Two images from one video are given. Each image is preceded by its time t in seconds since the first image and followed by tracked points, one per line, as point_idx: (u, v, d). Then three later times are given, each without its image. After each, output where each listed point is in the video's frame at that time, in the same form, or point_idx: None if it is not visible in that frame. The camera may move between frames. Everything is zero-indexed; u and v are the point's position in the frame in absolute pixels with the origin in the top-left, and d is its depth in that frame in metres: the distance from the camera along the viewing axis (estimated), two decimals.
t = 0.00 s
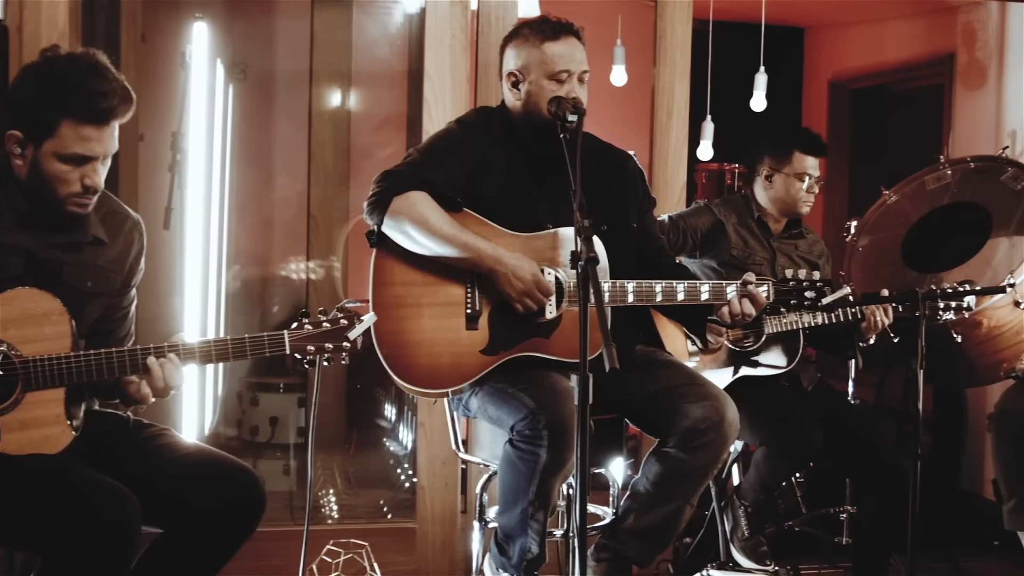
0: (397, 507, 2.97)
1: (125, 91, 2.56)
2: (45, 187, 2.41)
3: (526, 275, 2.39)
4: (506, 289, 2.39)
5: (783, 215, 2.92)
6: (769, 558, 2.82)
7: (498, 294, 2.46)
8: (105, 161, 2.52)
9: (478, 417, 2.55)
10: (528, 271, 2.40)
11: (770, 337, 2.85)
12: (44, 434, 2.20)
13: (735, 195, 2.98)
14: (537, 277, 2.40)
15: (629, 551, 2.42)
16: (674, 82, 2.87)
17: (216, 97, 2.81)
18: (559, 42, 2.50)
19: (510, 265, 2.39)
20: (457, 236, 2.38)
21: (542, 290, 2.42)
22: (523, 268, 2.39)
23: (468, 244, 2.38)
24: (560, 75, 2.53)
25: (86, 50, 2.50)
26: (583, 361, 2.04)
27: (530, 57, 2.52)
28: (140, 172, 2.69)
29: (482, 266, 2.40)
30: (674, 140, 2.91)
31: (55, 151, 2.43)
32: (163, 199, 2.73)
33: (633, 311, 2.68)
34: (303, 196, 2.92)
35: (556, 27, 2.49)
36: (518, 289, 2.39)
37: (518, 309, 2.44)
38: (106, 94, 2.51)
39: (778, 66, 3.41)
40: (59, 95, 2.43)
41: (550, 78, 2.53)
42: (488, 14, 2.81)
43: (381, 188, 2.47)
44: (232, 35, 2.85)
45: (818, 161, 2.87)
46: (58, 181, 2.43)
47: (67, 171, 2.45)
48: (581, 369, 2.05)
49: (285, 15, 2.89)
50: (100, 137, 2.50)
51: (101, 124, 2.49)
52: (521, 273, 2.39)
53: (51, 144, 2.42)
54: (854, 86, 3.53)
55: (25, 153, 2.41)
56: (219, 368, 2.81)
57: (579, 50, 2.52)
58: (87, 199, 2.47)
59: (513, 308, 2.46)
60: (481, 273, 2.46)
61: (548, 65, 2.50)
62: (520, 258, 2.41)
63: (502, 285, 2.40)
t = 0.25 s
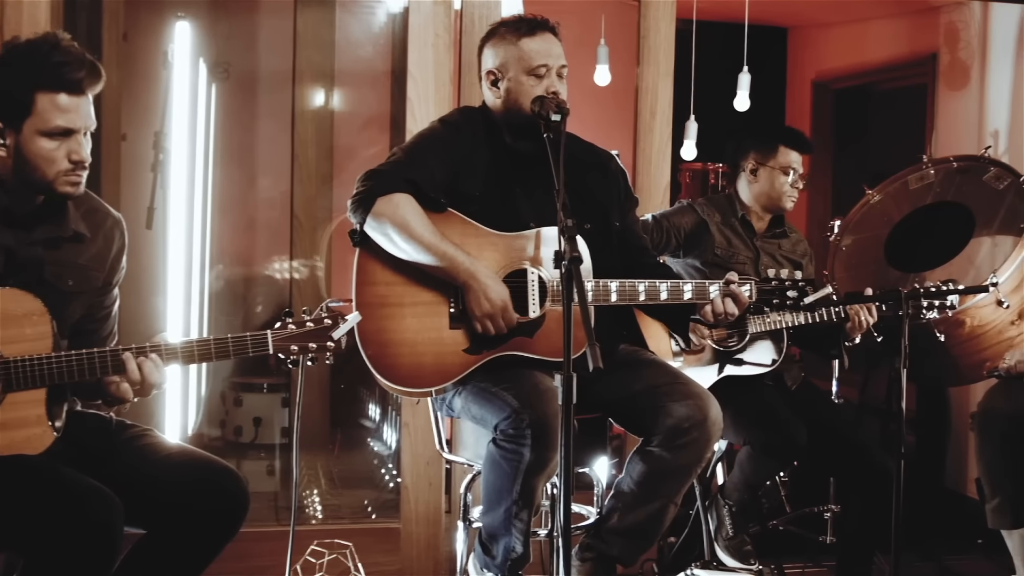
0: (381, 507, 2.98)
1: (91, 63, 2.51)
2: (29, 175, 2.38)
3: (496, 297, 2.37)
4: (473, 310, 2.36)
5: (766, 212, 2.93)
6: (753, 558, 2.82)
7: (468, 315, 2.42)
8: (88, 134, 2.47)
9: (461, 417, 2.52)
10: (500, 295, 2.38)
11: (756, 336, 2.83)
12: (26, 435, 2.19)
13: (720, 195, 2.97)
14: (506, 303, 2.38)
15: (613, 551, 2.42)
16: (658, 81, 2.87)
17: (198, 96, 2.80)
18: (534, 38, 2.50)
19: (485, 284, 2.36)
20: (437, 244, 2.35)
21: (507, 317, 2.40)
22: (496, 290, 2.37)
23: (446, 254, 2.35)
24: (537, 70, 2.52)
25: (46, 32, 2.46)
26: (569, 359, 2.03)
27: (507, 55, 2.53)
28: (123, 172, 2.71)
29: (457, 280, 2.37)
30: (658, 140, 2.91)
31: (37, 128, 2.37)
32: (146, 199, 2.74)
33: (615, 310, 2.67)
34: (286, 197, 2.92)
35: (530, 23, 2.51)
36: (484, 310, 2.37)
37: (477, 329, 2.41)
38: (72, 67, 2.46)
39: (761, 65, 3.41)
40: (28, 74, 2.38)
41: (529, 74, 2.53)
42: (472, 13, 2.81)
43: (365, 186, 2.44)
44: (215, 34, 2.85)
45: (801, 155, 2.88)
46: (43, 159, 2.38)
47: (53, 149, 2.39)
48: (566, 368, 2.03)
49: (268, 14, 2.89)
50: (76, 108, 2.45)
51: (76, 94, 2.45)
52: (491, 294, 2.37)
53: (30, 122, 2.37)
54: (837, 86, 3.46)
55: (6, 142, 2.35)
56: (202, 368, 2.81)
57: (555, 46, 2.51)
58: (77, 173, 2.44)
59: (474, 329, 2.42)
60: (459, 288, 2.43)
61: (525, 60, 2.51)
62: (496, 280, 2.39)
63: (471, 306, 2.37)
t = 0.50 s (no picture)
0: (368, 508, 2.97)
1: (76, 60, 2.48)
2: (17, 174, 2.37)
3: (494, 268, 2.35)
4: (475, 285, 2.34)
5: (753, 214, 2.92)
6: (741, 557, 2.82)
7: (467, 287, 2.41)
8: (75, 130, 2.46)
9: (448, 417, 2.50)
10: (497, 264, 2.36)
11: (741, 335, 2.84)
12: (9, 435, 2.16)
13: (705, 194, 2.98)
14: (506, 271, 2.36)
15: (601, 551, 2.40)
16: (645, 82, 2.87)
17: (184, 96, 2.80)
18: (526, 44, 2.46)
19: (480, 259, 2.34)
20: (426, 232, 2.33)
21: (513, 284, 2.36)
22: (493, 262, 2.36)
23: (437, 240, 2.33)
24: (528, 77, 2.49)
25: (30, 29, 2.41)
26: (554, 358, 2.04)
27: (497, 59, 2.49)
28: (108, 172, 2.70)
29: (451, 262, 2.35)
30: (645, 139, 2.91)
31: (23, 125, 2.36)
32: (131, 199, 2.74)
33: (601, 310, 2.64)
34: (272, 196, 2.91)
35: (523, 29, 2.46)
36: (487, 283, 2.34)
37: (487, 304, 2.39)
38: (56, 64, 2.42)
39: (747, 66, 3.46)
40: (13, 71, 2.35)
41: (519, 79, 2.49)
42: (459, 13, 2.80)
43: (349, 186, 2.43)
44: (201, 34, 2.85)
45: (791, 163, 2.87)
46: (29, 157, 2.36)
47: (40, 145, 2.39)
48: (552, 368, 2.03)
49: (255, 14, 2.89)
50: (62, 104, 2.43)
51: (62, 91, 2.43)
52: (489, 268, 2.34)
53: (17, 118, 2.35)
54: (824, 85, 3.51)
55: None
56: (188, 368, 2.79)
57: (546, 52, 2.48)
58: (64, 170, 2.44)
59: (483, 304, 2.41)
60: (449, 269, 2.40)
61: (515, 66, 2.47)
62: (489, 252, 2.37)
63: (471, 282, 2.34)
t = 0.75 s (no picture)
0: (356, 508, 2.97)
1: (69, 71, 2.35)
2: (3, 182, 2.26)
3: (470, 297, 2.28)
4: (446, 308, 2.28)
5: (741, 215, 2.92)
6: (728, 557, 2.83)
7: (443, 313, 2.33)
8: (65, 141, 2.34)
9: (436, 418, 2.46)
10: (474, 294, 2.29)
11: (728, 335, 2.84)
12: None
13: (694, 194, 2.99)
14: (480, 303, 2.29)
15: (588, 551, 2.37)
16: (631, 81, 2.87)
17: (170, 96, 2.80)
18: (523, 47, 2.40)
19: (459, 283, 2.27)
20: (409, 244, 2.27)
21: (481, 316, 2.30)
22: (471, 290, 2.28)
23: (420, 253, 2.27)
24: (525, 80, 2.42)
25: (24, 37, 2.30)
26: (541, 359, 1.99)
27: (494, 62, 2.43)
28: (94, 171, 2.69)
29: (431, 279, 2.28)
30: (632, 138, 2.92)
31: (14, 136, 2.24)
32: (117, 199, 2.73)
33: (588, 311, 2.64)
34: (259, 196, 2.91)
35: (520, 31, 2.41)
36: (458, 309, 2.28)
37: (453, 328, 2.33)
38: (51, 76, 2.31)
39: (736, 62, 3.42)
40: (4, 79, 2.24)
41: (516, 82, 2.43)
42: (446, 12, 2.80)
43: (337, 187, 2.36)
44: (187, 33, 2.84)
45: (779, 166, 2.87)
46: (19, 168, 2.26)
47: (29, 157, 2.27)
48: (540, 367, 1.99)
49: (241, 14, 2.88)
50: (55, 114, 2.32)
51: (54, 102, 2.31)
52: (465, 294, 2.28)
53: (8, 128, 2.23)
54: (812, 85, 3.50)
55: None
56: (175, 368, 2.80)
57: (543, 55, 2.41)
58: (51, 182, 2.32)
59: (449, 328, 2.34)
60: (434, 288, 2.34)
61: (513, 70, 2.40)
62: (469, 278, 2.30)
63: (444, 304, 2.29)
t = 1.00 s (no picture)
0: (346, 508, 2.98)
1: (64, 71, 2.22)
2: None
3: (475, 273, 2.26)
4: (453, 289, 2.26)
5: (728, 212, 2.93)
6: (718, 557, 2.85)
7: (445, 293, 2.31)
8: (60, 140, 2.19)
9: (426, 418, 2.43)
10: (476, 269, 2.26)
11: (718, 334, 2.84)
12: None
13: (683, 194, 2.99)
14: (486, 276, 2.27)
15: (579, 551, 2.35)
16: (622, 81, 2.87)
17: (159, 95, 2.80)
18: (509, 40, 2.37)
19: (459, 263, 2.25)
20: (405, 232, 2.23)
21: (490, 289, 2.28)
22: (472, 266, 2.26)
23: (417, 241, 2.24)
24: (513, 73, 2.39)
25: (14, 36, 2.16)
26: (531, 360, 1.99)
27: (481, 57, 2.38)
28: (83, 171, 2.70)
29: (430, 265, 2.25)
30: (622, 138, 2.91)
31: (7, 136, 2.10)
32: (106, 199, 2.73)
33: (580, 310, 2.60)
34: (249, 195, 2.92)
35: (503, 24, 2.38)
36: (466, 288, 2.26)
37: (465, 308, 2.30)
38: (43, 75, 2.17)
39: (726, 61, 3.47)
40: None
41: (504, 76, 2.39)
42: (435, 12, 2.79)
43: (328, 185, 2.31)
44: (176, 34, 2.85)
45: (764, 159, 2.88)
46: (11, 167, 2.11)
47: (23, 156, 2.12)
48: (529, 368, 1.99)
49: (230, 15, 2.89)
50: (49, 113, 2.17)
51: (47, 102, 2.17)
52: (468, 271, 2.26)
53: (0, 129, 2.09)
54: (801, 85, 3.63)
55: None
56: (165, 368, 2.82)
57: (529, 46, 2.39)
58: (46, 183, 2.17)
59: (459, 307, 2.31)
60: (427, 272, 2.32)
61: (500, 62, 2.37)
62: (468, 255, 2.28)
63: (450, 285, 2.26)
